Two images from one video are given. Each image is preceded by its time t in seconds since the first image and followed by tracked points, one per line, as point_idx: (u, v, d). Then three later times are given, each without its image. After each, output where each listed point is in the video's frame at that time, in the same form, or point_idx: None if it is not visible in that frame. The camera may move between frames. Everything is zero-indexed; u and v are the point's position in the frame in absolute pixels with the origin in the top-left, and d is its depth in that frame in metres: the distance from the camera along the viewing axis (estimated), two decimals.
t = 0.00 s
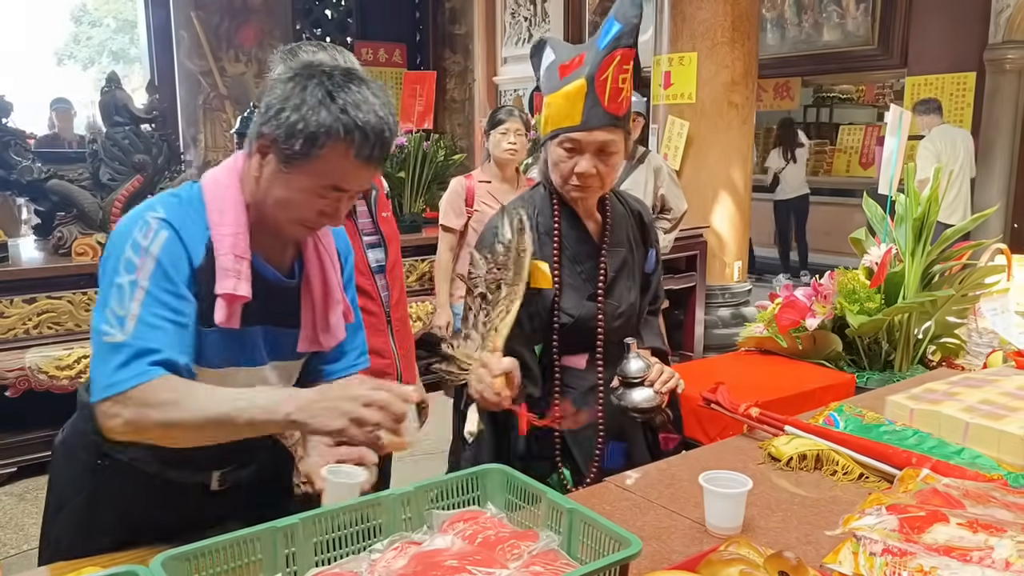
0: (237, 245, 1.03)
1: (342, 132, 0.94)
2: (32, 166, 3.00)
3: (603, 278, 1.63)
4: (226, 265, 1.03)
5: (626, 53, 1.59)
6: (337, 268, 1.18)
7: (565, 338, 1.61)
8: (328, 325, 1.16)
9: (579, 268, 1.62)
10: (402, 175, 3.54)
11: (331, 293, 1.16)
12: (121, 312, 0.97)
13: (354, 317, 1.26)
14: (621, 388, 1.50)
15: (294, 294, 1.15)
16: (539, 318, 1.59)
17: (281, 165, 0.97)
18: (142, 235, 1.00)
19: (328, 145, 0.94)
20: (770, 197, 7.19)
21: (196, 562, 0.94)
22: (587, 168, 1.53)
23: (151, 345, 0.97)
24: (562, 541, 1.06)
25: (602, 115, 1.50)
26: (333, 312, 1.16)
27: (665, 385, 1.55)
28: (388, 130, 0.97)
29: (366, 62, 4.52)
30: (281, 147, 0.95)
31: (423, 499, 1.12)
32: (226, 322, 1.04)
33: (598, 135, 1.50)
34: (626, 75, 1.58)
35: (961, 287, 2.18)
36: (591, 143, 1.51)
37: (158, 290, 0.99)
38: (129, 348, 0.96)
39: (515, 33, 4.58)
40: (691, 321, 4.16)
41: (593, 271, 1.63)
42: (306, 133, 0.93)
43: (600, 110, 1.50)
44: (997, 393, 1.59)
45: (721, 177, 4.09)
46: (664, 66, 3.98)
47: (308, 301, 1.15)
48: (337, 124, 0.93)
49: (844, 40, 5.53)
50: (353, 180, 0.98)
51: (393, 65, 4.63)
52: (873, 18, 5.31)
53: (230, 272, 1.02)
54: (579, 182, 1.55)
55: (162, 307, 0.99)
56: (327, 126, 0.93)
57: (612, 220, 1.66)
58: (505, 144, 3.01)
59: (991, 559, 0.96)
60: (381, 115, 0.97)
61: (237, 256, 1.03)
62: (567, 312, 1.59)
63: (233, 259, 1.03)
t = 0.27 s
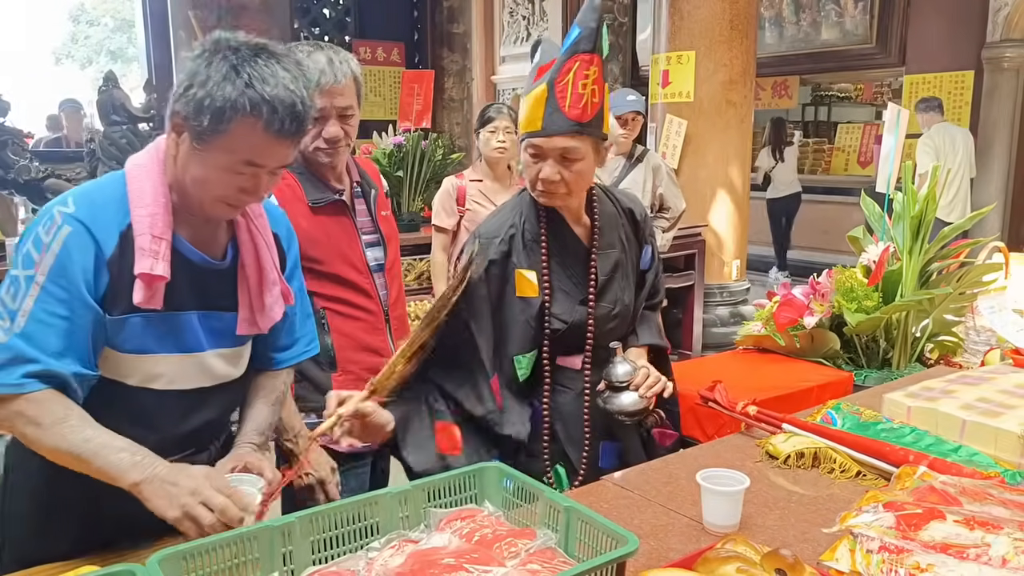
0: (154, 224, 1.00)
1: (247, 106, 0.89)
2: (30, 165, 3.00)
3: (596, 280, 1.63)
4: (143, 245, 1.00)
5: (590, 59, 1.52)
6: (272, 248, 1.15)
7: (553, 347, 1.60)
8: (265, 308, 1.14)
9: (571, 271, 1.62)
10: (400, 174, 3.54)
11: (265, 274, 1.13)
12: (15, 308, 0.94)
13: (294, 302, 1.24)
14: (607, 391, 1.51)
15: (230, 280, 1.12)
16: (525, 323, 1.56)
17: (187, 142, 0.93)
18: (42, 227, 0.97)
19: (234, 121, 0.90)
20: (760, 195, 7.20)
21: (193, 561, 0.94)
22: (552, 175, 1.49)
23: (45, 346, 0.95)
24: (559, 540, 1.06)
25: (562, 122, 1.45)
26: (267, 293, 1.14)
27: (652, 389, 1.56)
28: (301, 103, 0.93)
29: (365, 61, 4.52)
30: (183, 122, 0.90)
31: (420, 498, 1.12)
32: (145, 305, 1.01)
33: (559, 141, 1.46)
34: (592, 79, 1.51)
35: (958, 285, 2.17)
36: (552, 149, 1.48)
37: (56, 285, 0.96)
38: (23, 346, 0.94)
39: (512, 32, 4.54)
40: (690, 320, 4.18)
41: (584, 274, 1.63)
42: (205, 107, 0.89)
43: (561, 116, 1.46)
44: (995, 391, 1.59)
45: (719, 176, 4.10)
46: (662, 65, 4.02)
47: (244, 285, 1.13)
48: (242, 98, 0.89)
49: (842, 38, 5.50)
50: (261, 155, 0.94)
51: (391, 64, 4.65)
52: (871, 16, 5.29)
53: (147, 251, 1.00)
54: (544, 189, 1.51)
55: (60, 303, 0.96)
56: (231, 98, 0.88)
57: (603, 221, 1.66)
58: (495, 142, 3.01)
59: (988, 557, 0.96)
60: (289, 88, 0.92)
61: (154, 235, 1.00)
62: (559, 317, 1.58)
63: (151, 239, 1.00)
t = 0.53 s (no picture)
0: (116, 217, 1.09)
1: (206, 98, 1.01)
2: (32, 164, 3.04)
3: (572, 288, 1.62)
4: (105, 237, 1.08)
5: (540, 78, 1.52)
6: (235, 238, 1.26)
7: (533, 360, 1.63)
8: (234, 299, 1.23)
9: (546, 282, 1.63)
10: (400, 174, 3.53)
11: (232, 264, 1.23)
12: None
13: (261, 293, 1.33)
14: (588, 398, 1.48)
15: (197, 274, 1.21)
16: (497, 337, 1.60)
17: (151, 134, 1.04)
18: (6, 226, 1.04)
19: (193, 109, 1.01)
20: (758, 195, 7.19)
21: (193, 560, 0.93)
22: (511, 194, 1.48)
23: (23, 342, 1.03)
24: (560, 539, 1.06)
25: (518, 139, 1.46)
26: (235, 280, 1.23)
27: (630, 396, 1.49)
28: (257, 93, 1.05)
29: (365, 60, 4.49)
30: (149, 115, 1.02)
31: (421, 497, 1.12)
32: (110, 295, 1.09)
33: (515, 160, 1.46)
34: (544, 94, 1.51)
35: (960, 285, 2.18)
36: (509, 168, 1.47)
37: (25, 282, 1.03)
38: None
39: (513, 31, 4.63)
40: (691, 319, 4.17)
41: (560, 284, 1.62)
42: (169, 99, 1.01)
43: (516, 134, 1.46)
44: (997, 390, 1.59)
45: (720, 175, 4.10)
46: (663, 64, 4.02)
47: (211, 275, 1.22)
48: (200, 89, 1.01)
49: (843, 38, 5.44)
50: (222, 143, 1.05)
51: (392, 63, 4.63)
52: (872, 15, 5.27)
53: (110, 242, 1.07)
54: (505, 207, 1.49)
55: (32, 298, 1.04)
56: (190, 92, 1.01)
57: (577, 232, 1.63)
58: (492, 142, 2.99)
59: (990, 556, 0.96)
60: (244, 82, 1.04)
61: (116, 227, 1.08)
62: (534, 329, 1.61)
63: (113, 230, 1.08)
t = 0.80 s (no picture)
0: (117, 216, 1.09)
1: (218, 105, 1.02)
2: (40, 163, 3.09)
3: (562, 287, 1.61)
4: (106, 236, 1.08)
5: (515, 78, 1.51)
6: (235, 239, 1.26)
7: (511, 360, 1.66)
8: (230, 299, 1.23)
9: (531, 281, 1.63)
10: (405, 173, 3.53)
11: (230, 264, 1.24)
12: None
13: (259, 294, 1.33)
14: (572, 392, 1.49)
15: (197, 278, 1.22)
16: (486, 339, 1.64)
17: (158, 138, 1.04)
18: (10, 224, 1.04)
19: (203, 117, 1.01)
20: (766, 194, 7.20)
21: (200, 558, 0.93)
22: (493, 195, 1.47)
23: (30, 338, 1.02)
24: (566, 538, 1.06)
25: (496, 141, 1.45)
26: (233, 282, 1.24)
27: (610, 391, 1.49)
28: (265, 103, 1.06)
29: (370, 59, 4.49)
30: (157, 118, 1.02)
31: (427, 495, 1.12)
32: (111, 294, 1.09)
33: (495, 162, 1.45)
34: (523, 95, 1.50)
35: (967, 284, 2.16)
36: (489, 169, 1.46)
37: (30, 279, 1.03)
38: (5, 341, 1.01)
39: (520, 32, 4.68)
40: (696, 319, 4.17)
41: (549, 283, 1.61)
42: (178, 104, 1.00)
43: (494, 135, 1.45)
44: (1004, 390, 1.59)
45: (725, 174, 4.09)
46: (668, 63, 4.01)
47: (210, 274, 1.23)
48: (211, 97, 1.01)
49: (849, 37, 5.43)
50: (229, 150, 1.05)
51: (397, 62, 4.64)
52: (879, 15, 5.25)
53: (111, 241, 1.08)
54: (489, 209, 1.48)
55: (37, 295, 1.04)
56: (200, 99, 1.01)
57: (563, 229, 1.61)
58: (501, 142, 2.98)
59: (998, 556, 0.95)
60: (253, 90, 1.05)
61: (118, 227, 1.09)
62: (519, 329, 1.62)
63: (114, 229, 1.08)
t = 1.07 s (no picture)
0: (132, 219, 1.10)
1: (238, 117, 1.02)
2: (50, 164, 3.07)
3: (571, 287, 1.59)
4: (121, 238, 1.09)
5: (538, 72, 1.43)
6: (245, 241, 1.27)
7: (502, 358, 1.58)
8: (241, 303, 1.24)
9: (541, 280, 1.60)
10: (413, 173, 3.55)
11: (241, 270, 1.25)
12: (13, 304, 1.02)
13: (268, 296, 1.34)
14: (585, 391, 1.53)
15: (207, 283, 1.23)
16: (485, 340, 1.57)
17: (176, 144, 1.04)
18: (28, 225, 1.04)
19: (224, 127, 1.02)
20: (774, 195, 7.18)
21: (210, 557, 0.94)
22: (518, 192, 1.45)
23: (53, 339, 1.04)
24: (575, 538, 1.06)
25: (521, 138, 1.40)
26: (244, 285, 1.25)
27: (625, 390, 1.55)
28: (284, 114, 1.06)
29: (377, 60, 4.51)
30: (178, 127, 1.02)
31: (435, 495, 1.12)
32: (126, 297, 1.10)
33: (522, 157, 1.41)
34: (546, 91, 1.44)
35: (976, 287, 2.13)
36: (515, 165, 1.42)
37: (51, 280, 1.04)
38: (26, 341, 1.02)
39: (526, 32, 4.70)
40: (703, 320, 4.16)
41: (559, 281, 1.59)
42: (200, 115, 1.01)
43: (518, 132, 1.40)
44: (1015, 392, 1.58)
45: (732, 175, 4.08)
46: (677, 63, 3.99)
47: (221, 279, 1.24)
48: (234, 108, 1.02)
49: (858, 37, 5.42)
50: (244, 161, 1.06)
51: (405, 63, 4.66)
52: (888, 15, 5.24)
53: (126, 245, 1.09)
54: (513, 205, 1.48)
55: (57, 296, 1.05)
56: (221, 109, 1.01)
57: (571, 225, 1.61)
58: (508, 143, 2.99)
59: (1009, 559, 0.95)
60: (274, 103, 1.05)
61: (133, 230, 1.10)
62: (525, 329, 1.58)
63: (129, 233, 1.09)
